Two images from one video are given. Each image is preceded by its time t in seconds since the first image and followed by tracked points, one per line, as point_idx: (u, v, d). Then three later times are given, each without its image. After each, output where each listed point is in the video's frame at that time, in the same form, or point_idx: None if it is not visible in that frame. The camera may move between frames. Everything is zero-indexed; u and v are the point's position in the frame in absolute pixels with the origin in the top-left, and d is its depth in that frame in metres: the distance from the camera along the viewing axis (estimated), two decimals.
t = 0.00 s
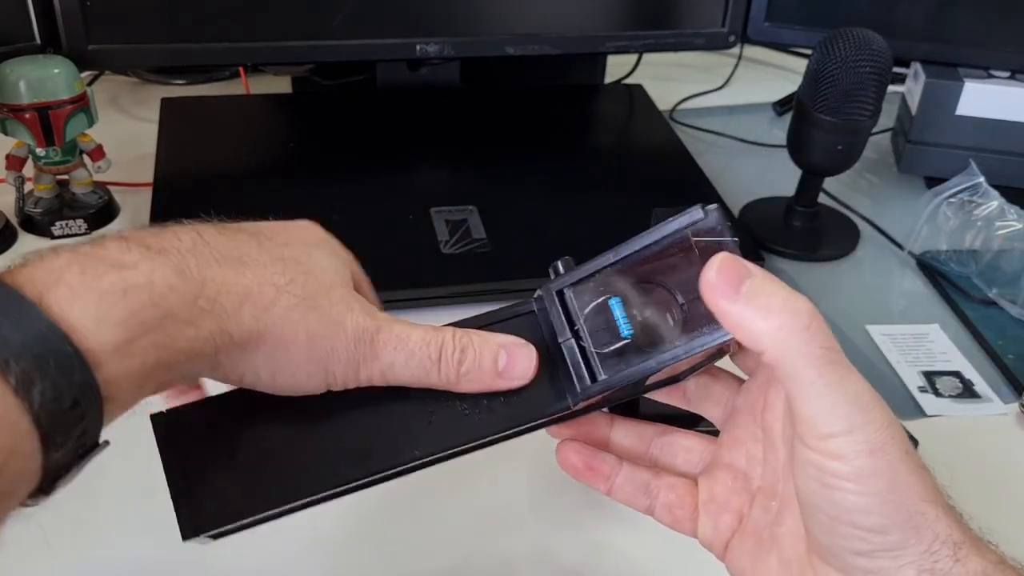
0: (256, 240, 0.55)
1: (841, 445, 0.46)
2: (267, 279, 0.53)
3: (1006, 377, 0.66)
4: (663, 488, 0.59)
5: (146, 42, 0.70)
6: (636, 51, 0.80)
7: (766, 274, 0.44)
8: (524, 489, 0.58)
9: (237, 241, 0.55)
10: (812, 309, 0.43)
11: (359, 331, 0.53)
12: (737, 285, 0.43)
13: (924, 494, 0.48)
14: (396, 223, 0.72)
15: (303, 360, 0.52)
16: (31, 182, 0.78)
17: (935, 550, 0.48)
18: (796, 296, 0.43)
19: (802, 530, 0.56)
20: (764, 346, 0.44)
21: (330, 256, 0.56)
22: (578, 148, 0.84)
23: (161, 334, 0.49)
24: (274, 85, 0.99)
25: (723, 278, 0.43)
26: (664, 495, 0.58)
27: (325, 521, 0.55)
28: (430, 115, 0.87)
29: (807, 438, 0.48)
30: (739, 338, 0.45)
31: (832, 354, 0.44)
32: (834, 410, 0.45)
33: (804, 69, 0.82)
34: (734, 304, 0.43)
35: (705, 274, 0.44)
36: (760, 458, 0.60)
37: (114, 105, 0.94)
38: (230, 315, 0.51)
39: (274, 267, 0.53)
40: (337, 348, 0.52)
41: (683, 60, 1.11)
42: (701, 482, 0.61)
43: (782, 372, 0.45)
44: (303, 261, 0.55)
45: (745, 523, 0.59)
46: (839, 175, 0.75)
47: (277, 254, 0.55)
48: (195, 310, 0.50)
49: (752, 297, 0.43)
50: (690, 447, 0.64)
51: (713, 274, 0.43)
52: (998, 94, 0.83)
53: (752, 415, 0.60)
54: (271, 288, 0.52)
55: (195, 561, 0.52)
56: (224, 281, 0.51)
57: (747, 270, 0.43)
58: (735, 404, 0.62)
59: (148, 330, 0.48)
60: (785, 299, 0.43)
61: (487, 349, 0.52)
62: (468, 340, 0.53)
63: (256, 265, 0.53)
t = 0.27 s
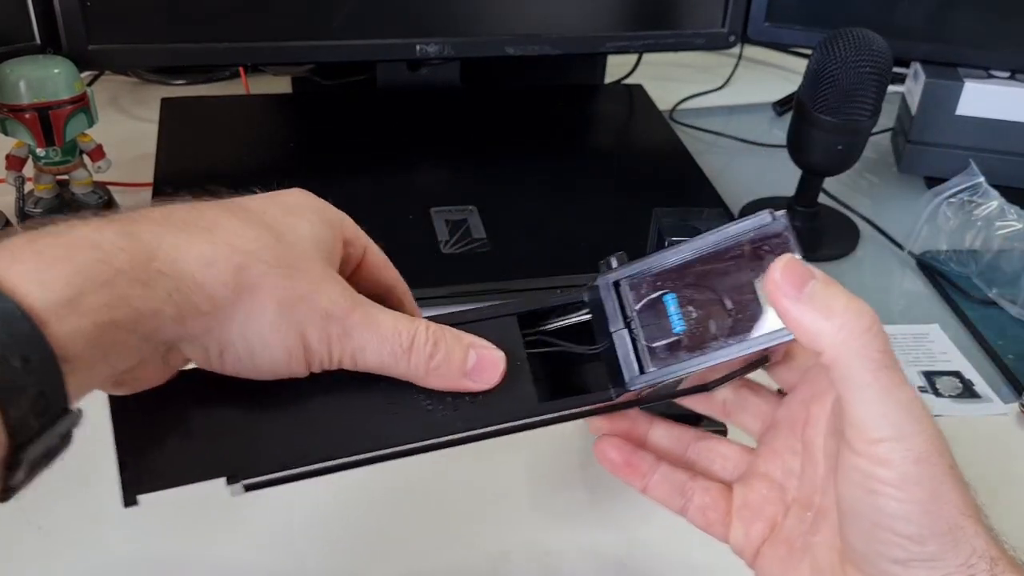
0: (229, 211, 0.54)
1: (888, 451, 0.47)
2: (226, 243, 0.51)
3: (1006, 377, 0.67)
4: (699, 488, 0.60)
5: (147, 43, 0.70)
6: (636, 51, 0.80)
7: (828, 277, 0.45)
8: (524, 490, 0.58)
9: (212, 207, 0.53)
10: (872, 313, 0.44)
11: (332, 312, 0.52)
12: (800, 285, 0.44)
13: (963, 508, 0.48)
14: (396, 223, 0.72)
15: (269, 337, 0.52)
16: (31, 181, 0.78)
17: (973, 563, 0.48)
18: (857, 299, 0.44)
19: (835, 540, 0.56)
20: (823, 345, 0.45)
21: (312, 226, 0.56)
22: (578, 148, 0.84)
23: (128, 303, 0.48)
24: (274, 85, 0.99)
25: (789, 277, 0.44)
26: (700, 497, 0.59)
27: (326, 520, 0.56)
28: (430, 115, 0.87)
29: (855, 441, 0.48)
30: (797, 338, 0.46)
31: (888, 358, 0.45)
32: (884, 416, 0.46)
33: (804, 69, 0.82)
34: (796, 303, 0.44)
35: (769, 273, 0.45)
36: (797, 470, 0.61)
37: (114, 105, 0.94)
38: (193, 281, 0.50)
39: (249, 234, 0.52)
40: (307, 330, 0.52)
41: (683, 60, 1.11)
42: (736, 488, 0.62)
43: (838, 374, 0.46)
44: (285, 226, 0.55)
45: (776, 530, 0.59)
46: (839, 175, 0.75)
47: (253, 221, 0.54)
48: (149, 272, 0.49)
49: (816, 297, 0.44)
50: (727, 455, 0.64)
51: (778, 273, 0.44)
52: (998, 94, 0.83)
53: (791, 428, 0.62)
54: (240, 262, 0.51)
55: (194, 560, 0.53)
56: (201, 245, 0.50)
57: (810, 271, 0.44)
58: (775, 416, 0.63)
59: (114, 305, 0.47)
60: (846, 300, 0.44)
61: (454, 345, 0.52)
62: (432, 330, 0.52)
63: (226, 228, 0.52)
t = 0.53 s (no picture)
0: (192, 241, 0.56)
1: (917, 422, 0.47)
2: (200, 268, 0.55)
3: (1006, 377, 0.67)
4: (747, 453, 0.60)
5: (147, 43, 0.70)
6: (636, 51, 0.80)
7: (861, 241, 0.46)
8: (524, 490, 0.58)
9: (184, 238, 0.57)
10: (905, 277, 0.45)
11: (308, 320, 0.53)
12: (832, 247, 0.45)
13: (998, 488, 0.48)
14: (396, 224, 0.72)
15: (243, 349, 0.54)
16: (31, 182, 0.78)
17: (1001, 545, 0.49)
18: (890, 264, 0.45)
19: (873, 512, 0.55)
20: (853, 310, 0.46)
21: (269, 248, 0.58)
22: (579, 148, 0.84)
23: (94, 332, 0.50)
24: (274, 85, 0.99)
25: (820, 239, 0.45)
26: (747, 463, 0.59)
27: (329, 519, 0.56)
28: (430, 115, 0.87)
29: (885, 412, 0.48)
30: (829, 303, 0.47)
31: (919, 324, 0.46)
32: (915, 383, 0.46)
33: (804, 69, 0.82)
34: (827, 265, 0.45)
35: (801, 237, 0.46)
36: (850, 441, 0.59)
37: (114, 105, 0.94)
38: (163, 303, 0.53)
39: (216, 263, 0.55)
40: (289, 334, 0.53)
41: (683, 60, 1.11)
42: (787, 456, 0.61)
43: (868, 337, 0.46)
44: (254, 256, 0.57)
45: (821, 500, 0.58)
46: (838, 176, 0.75)
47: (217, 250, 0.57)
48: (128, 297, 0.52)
49: (847, 259, 0.45)
50: (783, 424, 0.63)
51: (810, 236, 0.45)
52: (998, 94, 0.83)
53: (849, 399, 0.60)
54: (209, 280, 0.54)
55: (199, 559, 0.54)
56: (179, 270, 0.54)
57: (843, 235, 0.46)
58: (837, 384, 0.62)
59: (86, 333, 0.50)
60: (878, 263, 0.45)
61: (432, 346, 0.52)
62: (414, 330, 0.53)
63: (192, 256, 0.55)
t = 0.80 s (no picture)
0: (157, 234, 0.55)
1: (959, 440, 0.45)
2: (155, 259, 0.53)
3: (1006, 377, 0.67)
4: (787, 469, 0.59)
5: (147, 43, 0.70)
6: (636, 51, 0.80)
7: (915, 259, 0.44)
8: (526, 491, 0.58)
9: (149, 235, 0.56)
10: (959, 298, 0.43)
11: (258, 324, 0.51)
12: (884, 263, 0.43)
13: None
14: (396, 224, 0.72)
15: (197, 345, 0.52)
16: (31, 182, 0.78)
17: None
18: (943, 283, 0.43)
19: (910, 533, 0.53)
20: (900, 328, 0.44)
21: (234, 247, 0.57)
22: (579, 148, 0.84)
23: (57, 317, 0.50)
24: (274, 85, 0.99)
25: (871, 254, 0.44)
26: (785, 479, 0.59)
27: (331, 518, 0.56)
28: (431, 115, 0.87)
29: (929, 429, 0.47)
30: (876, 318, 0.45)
31: (969, 346, 0.43)
32: (964, 404, 0.44)
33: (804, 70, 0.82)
34: (876, 281, 0.44)
35: (853, 251, 0.44)
36: (891, 463, 0.57)
37: (114, 105, 0.94)
38: (119, 291, 0.51)
39: (173, 252, 0.53)
40: (236, 334, 0.51)
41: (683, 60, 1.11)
42: (825, 475, 0.60)
43: (916, 357, 0.44)
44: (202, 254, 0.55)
45: (858, 520, 0.56)
46: (838, 176, 0.75)
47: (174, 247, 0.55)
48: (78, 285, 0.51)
49: (898, 277, 0.43)
50: (825, 442, 0.62)
51: (862, 251, 0.44)
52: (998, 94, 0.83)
53: (889, 420, 0.59)
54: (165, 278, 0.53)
55: (196, 560, 0.53)
56: (141, 262, 0.52)
57: (897, 251, 0.44)
58: (878, 409, 0.60)
59: (51, 323, 0.50)
60: (931, 283, 0.43)
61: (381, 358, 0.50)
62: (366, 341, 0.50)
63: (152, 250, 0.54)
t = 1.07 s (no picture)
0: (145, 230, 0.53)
1: (982, 437, 0.45)
2: (136, 259, 0.51)
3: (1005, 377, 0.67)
4: (807, 461, 0.59)
5: (148, 43, 0.70)
6: (636, 51, 0.80)
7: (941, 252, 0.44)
8: (527, 490, 0.58)
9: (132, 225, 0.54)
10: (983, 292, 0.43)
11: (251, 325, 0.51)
12: (910, 256, 0.43)
13: None
14: (396, 224, 0.72)
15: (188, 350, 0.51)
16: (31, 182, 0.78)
17: None
18: (969, 278, 0.43)
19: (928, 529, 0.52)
20: (925, 322, 0.44)
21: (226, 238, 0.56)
22: (579, 148, 0.84)
23: (47, 326, 0.49)
24: (274, 85, 0.99)
25: (898, 248, 0.43)
26: (804, 471, 0.59)
27: (332, 517, 0.56)
28: (431, 115, 0.87)
29: (951, 425, 0.46)
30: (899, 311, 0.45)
31: (994, 340, 0.44)
32: (988, 398, 0.44)
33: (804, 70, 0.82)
34: (902, 275, 0.43)
35: (880, 244, 0.44)
36: (914, 460, 0.57)
37: (115, 105, 0.94)
38: (109, 299, 0.50)
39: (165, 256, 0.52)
40: (227, 337, 0.51)
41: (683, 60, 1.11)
42: (846, 470, 0.59)
43: (939, 350, 0.44)
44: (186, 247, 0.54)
45: (876, 515, 0.55)
46: (838, 175, 0.75)
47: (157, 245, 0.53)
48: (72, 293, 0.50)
49: (924, 271, 0.43)
50: (847, 439, 0.62)
51: (889, 245, 0.43)
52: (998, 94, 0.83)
53: (913, 417, 0.58)
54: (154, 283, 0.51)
55: (195, 560, 0.53)
56: (134, 269, 0.51)
57: (922, 244, 0.43)
58: (902, 407, 0.60)
59: (39, 332, 0.49)
60: (956, 277, 0.43)
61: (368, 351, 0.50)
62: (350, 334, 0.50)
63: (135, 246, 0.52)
